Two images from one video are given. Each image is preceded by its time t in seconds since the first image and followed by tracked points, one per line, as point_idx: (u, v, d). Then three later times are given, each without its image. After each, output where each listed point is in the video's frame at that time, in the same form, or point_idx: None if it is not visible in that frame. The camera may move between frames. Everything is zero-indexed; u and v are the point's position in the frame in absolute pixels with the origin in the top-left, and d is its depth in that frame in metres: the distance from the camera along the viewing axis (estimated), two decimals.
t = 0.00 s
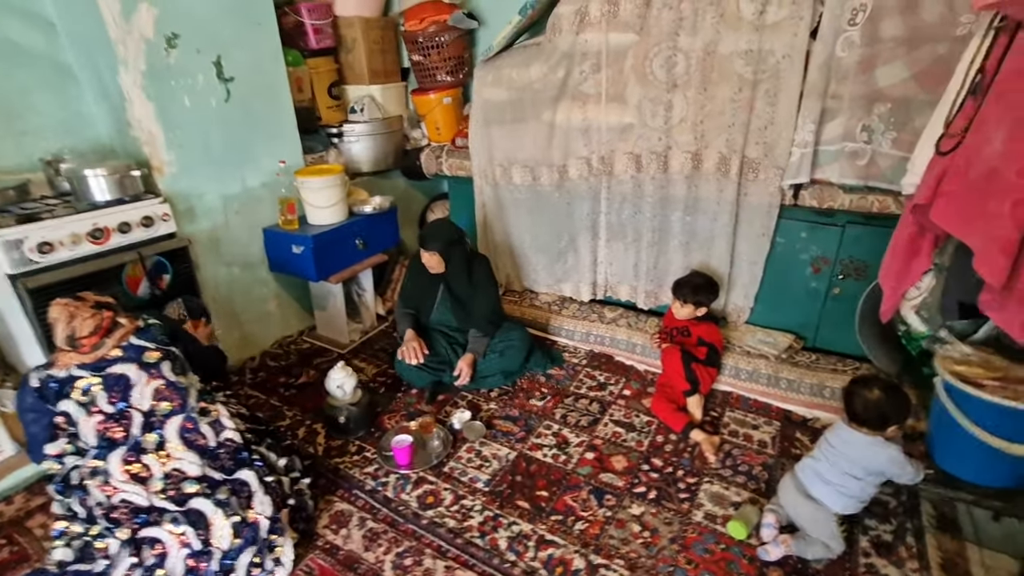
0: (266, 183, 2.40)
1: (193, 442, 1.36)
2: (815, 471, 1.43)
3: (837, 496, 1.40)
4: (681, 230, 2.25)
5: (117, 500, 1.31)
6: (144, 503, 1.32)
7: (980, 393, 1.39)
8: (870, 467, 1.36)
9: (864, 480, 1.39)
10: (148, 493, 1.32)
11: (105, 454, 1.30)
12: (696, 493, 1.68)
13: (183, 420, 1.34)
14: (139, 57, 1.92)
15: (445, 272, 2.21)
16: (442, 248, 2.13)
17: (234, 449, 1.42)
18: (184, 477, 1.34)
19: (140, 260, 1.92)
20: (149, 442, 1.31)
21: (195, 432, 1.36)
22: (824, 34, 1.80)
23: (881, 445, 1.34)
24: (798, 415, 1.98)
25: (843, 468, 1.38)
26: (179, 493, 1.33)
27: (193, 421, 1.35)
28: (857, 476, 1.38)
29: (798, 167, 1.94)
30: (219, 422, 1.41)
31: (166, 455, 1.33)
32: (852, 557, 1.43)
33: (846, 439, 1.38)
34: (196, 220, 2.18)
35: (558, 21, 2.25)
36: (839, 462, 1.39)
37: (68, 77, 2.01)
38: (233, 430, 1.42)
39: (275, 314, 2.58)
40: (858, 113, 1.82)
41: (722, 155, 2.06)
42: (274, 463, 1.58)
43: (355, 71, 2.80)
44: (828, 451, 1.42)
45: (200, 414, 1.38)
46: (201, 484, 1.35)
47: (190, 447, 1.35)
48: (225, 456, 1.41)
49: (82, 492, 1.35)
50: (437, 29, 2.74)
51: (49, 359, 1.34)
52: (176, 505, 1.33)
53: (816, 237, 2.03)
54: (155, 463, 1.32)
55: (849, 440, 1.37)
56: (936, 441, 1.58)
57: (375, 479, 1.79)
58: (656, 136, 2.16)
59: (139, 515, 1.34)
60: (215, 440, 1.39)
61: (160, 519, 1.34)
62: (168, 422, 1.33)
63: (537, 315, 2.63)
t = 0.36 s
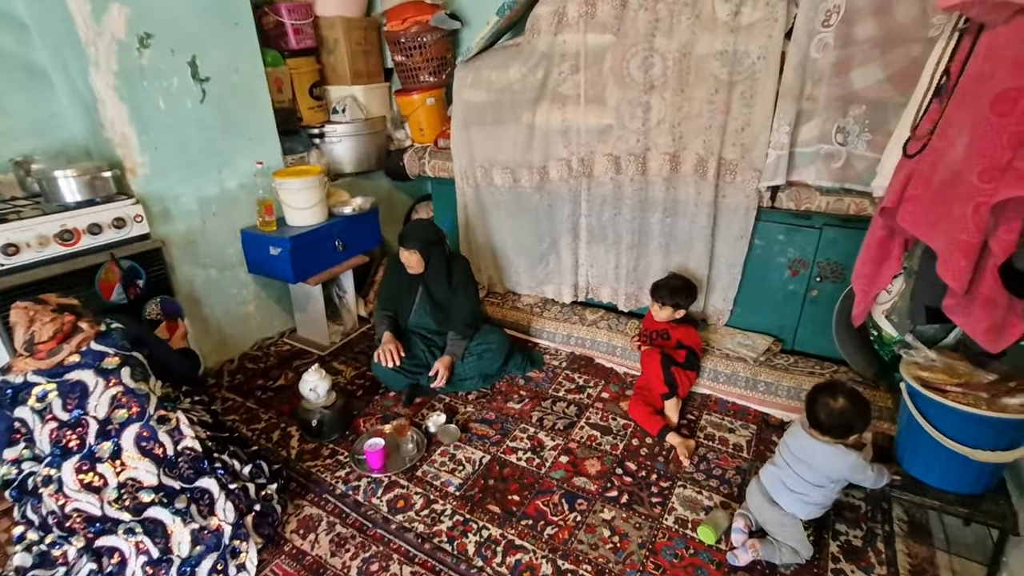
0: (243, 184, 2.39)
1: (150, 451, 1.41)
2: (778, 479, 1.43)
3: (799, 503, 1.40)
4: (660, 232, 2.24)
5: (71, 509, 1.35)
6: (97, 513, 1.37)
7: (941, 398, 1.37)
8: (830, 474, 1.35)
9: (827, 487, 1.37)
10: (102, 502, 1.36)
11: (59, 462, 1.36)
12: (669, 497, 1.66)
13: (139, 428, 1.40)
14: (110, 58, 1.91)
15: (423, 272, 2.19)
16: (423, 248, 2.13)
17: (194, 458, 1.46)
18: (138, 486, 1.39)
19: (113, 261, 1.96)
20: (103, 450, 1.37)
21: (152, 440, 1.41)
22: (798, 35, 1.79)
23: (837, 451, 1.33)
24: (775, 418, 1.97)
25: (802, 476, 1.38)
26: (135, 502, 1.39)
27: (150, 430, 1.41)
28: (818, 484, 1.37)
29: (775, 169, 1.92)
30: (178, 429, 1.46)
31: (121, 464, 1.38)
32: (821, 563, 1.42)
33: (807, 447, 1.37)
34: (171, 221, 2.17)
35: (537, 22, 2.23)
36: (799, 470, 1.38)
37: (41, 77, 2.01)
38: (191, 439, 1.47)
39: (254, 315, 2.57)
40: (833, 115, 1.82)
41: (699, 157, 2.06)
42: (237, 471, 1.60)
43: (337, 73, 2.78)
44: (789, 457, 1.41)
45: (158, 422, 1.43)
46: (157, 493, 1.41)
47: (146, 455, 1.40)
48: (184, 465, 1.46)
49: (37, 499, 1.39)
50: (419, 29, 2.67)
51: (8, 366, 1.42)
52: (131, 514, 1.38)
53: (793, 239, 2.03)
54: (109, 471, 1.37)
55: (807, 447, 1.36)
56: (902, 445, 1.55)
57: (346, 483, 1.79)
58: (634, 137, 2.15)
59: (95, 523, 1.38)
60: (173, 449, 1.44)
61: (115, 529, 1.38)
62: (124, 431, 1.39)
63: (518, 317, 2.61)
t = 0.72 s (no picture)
0: (233, 182, 2.38)
1: (129, 449, 1.41)
2: (764, 483, 1.41)
3: (787, 507, 1.37)
4: (653, 231, 2.23)
5: (49, 508, 1.34)
6: (75, 511, 1.35)
7: (930, 401, 1.35)
8: (817, 478, 1.33)
9: (815, 491, 1.35)
10: (81, 501, 1.35)
11: (37, 461, 1.35)
12: (657, 500, 1.64)
13: (119, 426, 1.40)
14: (96, 55, 1.91)
15: (414, 270, 2.18)
16: (416, 242, 2.10)
17: (176, 456, 1.47)
18: (118, 484, 1.38)
19: (99, 261, 1.96)
20: (82, 449, 1.36)
21: (132, 438, 1.41)
22: (790, 31, 1.76)
23: (823, 454, 1.32)
24: (767, 419, 1.95)
25: (789, 480, 1.36)
26: (114, 502, 1.37)
27: (130, 428, 1.41)
28: (804, 488, 1.35)
29: (767, 167, 1.90)
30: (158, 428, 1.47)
31: (100, 462, 1.38)
32: (809, 566, 1.40)
33: (791, 448, 1.35)
34: (159, 220, 2.17)
35: (527, 19, 2.21)
36: (785, 474, 1.37)
37: (28, 74, 2.00)
38: (172, 437, 1.47)
39: (244, 314, 2.56)
40: (825, 112, 1.79)
41: (691, 154, 2.04)
42: (216, 472, 1.61)
43: (330, 70, 2.73)
44: (775, 461, 1.40)
45: (139, 420, 1.43)
46: (137, 492, 1.40)
47: (126, 453, 1.40)
48: (165, 463, 1.46)
49: (13, 498, 1.36)
50: (411, 26, 2.63)
51: None
52: (110, 513, 1.37)
53: (787, 238, 2.00)
54: (88, 470, 1.36)
55: (793, 450, 1.35)
56: (891, 446, 1.53)
57: (332, 484, 1.79)
58: (625, 135, 2.13)
59: (73, 523, 1.37)
60: (153, 447, 1.44)
61: (93, 529, 1.37)
62: (104, 430, 1.39)
63: (511, 316, 2.59)
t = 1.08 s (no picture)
0: (230, 182, 2.36)
1: (121, 418, 1.39)
2: (767, 493, 1.37)
3: (792, 517, 1.34)
4: (655, 230, 2.19)
5: (27, 475, 1.28)
6: (55, 479, 1.30)
7: (941, 408, 1.31)
8: (821, 486, 1.30)
9: (820, 499, 1.32)
10: (64, 469, 1.31)
11: (20, 428, 1.29)
12: (658, 507, 1.61)
13: (110, 395, 1.38)
14: (90, 54, 1.89)
15: (414, 267, 2.13)
16: (416, 239, 2.05)
17: (166, 428, 1.47)
18: (108, 449, 1.36)
19: (92, 261, 1.94)
20: (70, 414, 1.33)
21: (125, 407, 1.40)
22: (795, 26, 1.72)
23: (828, 463, 1.28)
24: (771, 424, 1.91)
25: (794, 490, 1.32)
26: (101, 470, 1.35)
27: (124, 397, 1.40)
28: (810, 497, 1.31)
29: (771, 165, 1.87)
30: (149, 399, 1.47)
31: (90, 430, 1.35)
32: None
33: (790, 456, 1.31)
34: (155, 220, 2.15)
35: (527, 16, 2.17)
36: (789, 484, 1.33)
37: (24, 75, 1.97)
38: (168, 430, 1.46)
39: (242, 315, 2.54)
40: (831, 109, 1.75)
41: (693, 153, 2.00)
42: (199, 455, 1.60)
43: (329, 69, 2.69)
44: (777, 471, 1.35)
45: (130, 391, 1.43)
46: (126, 462, 1.39)
47: (117, 421, 1.38)
48: (155, 435, 1.45)
49: None
50: (410, 24, 2.57)
51: None
52: (92, 483, 1.33)
53: (792, 238, 1.96)
54: (77, 437, 1.33)
55: (796, 461, 1.30)
56: (897, 452, 1.49)
57: (327, 488, 1.77)
58: (626, 133, 2.09)
59: (44, 495, 1.29)
60: (145, 417, 1.44)
61: (68, 500, 1.31)
62: (97, 398, 1.36)
63: (511, 317, 2.55)
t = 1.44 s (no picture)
0: (226, 182, 2.31)
1: (86, 332, 1.26)
2: (776, 521, 1.30)
3: (804, 543, 1.28)
4: (661, 231, 2.12)
5: None
6: (19, 393, 1.15)
7: (969, 425, 1.22)
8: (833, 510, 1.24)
9: (831, 522, 1.26)
10: (27, 380, 1.16)
11: None
12: (662, 522, 1.54)
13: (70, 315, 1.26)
14: (81, 52, 1.85)
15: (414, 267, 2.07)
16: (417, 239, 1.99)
17: (135, 346, 1.37)
18: (75, 361, 1.22)
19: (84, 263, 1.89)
20: (26, 332, 1.19)
21: (90, 323, 1.28)
22: (809, 17, 1.64)
23: (838, 486, 1.22)
24: (782, 433, 1.83)
25: (804, 516, 1.25)
26: (69, 381, 1.21)
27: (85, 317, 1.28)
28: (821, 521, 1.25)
29: (783, 164, 1.79)
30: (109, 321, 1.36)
31: (52, 343, 1.21)
32: None
33: (796, 483, 1.24)
34: (149, 221, 2.11)
35: (529, 9, 2.10)
36: (797, 509, 1.26)
37: (16, 73, 1.91)
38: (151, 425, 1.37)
39: (239, 316, 2.49)
40: (847, 104, 1.68)
41: (701, 151, 1.93)
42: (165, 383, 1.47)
43: (328, 66, 2.63)
44: (783, 496, 1.29)
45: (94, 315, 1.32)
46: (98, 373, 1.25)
47: (82, 334, 1.25)
48: (124, 352, 1.34)
49: None
50: (411, 20, 2.50)
51: None
52: (60, 395, 1.19)
53: (804, 240, 1.89)
54: (40, 348, 1.19)
55: (803, 486, 1.23)
56: (918, 468, 1.42)
57: (320, 499, 1.72)
58: (631, 131, 2.02)
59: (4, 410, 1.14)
60: (111, 333, 1.32)
61: (36, 415, 1.16)
62: (54, 316, 1.23)
63: (513, 320, 2.49)
